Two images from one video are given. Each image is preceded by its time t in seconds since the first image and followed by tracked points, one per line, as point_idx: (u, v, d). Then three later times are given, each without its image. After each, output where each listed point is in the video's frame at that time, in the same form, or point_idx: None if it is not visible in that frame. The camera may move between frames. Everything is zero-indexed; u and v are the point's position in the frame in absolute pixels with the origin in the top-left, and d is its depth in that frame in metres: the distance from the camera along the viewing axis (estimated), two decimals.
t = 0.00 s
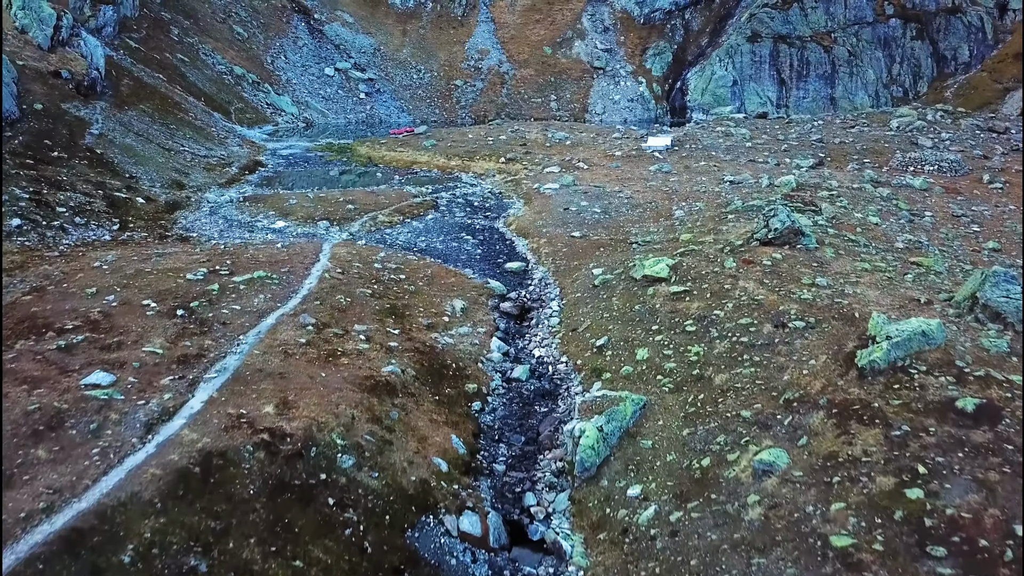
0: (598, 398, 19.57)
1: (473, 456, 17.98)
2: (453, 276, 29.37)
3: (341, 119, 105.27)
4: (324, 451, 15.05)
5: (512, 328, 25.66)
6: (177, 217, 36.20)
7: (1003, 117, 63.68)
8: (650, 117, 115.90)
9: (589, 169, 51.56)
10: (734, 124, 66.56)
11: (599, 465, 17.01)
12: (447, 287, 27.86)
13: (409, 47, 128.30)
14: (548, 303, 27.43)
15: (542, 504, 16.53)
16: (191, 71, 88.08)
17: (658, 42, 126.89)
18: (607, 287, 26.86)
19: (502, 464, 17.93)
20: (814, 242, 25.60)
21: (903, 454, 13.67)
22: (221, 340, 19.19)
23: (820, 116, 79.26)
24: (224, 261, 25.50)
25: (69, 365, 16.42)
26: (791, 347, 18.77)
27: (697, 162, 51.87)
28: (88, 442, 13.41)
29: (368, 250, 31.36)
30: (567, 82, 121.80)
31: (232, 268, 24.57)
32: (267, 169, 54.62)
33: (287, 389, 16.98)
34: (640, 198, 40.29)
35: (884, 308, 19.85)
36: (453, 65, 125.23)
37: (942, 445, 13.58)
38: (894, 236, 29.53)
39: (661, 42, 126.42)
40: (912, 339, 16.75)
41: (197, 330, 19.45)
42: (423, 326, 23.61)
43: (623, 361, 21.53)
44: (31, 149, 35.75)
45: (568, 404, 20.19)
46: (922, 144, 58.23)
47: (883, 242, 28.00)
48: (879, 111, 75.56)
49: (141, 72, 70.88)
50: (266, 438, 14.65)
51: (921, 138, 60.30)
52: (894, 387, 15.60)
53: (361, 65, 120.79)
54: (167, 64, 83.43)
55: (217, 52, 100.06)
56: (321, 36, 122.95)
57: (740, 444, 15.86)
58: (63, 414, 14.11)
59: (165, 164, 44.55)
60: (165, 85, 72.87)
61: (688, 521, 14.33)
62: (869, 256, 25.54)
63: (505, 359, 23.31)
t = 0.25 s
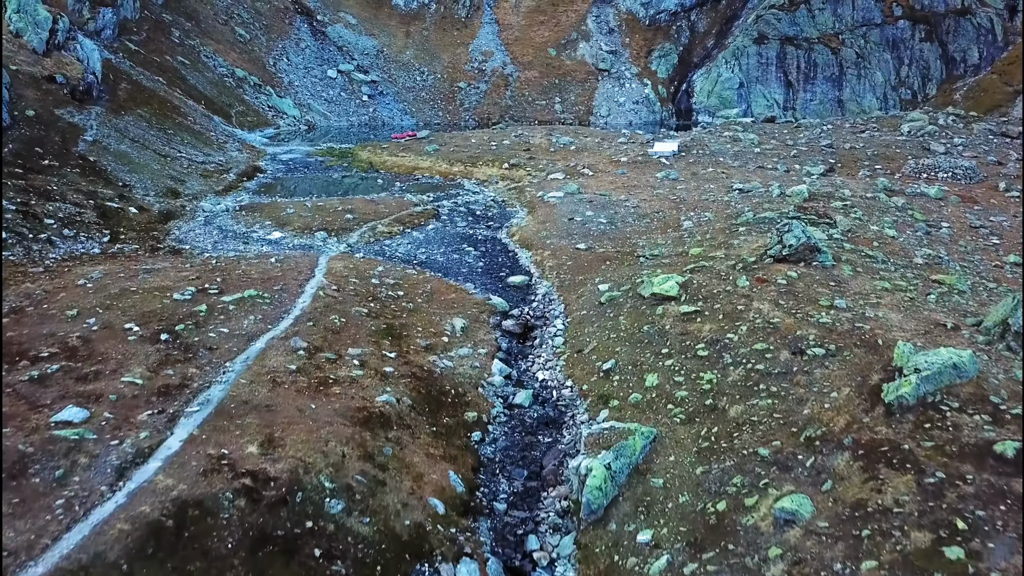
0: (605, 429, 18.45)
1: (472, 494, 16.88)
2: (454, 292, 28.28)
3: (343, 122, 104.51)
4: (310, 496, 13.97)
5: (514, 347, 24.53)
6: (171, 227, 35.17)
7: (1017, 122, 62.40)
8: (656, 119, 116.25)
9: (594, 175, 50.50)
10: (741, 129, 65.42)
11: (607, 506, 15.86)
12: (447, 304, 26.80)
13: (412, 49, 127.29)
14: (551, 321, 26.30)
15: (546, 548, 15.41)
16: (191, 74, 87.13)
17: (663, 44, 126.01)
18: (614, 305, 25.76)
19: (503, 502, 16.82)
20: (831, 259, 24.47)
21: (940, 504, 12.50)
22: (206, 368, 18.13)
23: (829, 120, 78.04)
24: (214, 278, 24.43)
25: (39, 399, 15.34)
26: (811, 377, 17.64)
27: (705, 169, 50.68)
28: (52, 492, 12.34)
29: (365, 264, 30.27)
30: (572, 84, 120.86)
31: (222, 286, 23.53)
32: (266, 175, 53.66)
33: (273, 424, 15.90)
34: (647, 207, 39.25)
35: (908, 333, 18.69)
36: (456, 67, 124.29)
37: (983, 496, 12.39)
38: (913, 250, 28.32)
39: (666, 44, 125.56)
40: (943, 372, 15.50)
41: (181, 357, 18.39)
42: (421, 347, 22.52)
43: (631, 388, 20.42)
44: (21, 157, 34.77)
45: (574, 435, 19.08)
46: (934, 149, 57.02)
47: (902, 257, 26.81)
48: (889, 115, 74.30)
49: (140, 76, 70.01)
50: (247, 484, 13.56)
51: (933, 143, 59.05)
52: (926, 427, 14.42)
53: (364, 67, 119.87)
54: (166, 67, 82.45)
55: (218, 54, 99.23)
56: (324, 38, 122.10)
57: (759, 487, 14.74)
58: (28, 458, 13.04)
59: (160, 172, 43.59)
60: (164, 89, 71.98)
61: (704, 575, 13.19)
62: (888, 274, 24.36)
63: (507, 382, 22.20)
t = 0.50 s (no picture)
0: (613, 464, 17.34)
1: (470, 536, 15.75)
2: (454, 309, 27.20)
3: (345, 125, 103.69)
4: (293, 549, 12.91)
5: (517, 369, 23.41)
6: (164, 238, 34.17)
7: None
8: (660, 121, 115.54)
9: (599, 182, 49.46)
10: (749, 133, 64.28)
11: (615, 553, 14.65)
12: (447, 321, 25.74)
13: (415, 50, 126.35)
14: (556, 340, 25.20)
15: None
16: (192, 76, 86.26)
17: (669, 45, 125.08)
18: (622, 323, 24.66)
19: (504, 546, 15.72)
20: (849, 277, 23.36)
21: (981, 566, 11.41)
22: (189, 399, 17.07)
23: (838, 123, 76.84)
24: (203, 297, 23.39)
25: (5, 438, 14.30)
26: (833, 411, 16.52)
27: (712, 177, 49.59)
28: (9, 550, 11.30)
29: (363, 278, 29.22)
30: (576, 86, 119.94)
31: (211, 306, 22.47)
32: (265, 181, 52.70)
33: (256, 464, 14.84)
34: (654, 217, 38.18)
35: (936, 362, 17.56)
36: (460, 69, 123.31)
37: None
38: (933, 266, 27.14)
39: (672, 46, 124.63)
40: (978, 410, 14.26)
41: (163, 386, 17.36)
42: (419, 371, 21.43)
43: (640, 417, 19.32)
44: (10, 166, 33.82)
45: (580, 470, 17.99)
46: (947, 155, 55.77)
47: (922, 274, 25.64)
48: (898, 119, 73.05)
49: (139, 79, 69.15)
50: (224, 536, 12.49)
51: (946, 148, 57.79)
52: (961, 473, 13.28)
53: (367, 68, 118.94)
54: (167, 70, 81.60)
55: (220, 56, 98.36)
56: (327, 39, 121.23)
57: (780, 536, 13.64)
58: None
59: (156, 179, 42.65)
60: (164, 92, 71.10)
61: None
62: (909, 294, 23.19)
63: (510, 408, 21.10)
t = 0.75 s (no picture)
0: (622, 504, 16.24)
1: None
2: (454, 326, 26.14)
3: (348, 128, 102.80)
4: None
5: (520, 393, 22.32)
6: (156, 250, 33.20)
7: None
8: (667, 123, 113.75)
9: (604, 189, 48.37)
10: (757, 138, 63.09)
11: None
12: (447, 340, 24.65)
13: (419, 52, 125.37)
14: (561, 361, 24.10)
15: None
16: (193, 79, 85.41)
17: (674, 47, 124.10)
18: (629, 344, 23.56)
19: None
20: (868, 297, 22.21)
21: None
22: (169, 434, 16.00)
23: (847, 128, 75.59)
24: (191, 317, 22.38)
25: None
26: (858, 450, 15.38)
27: (720, 184, 48.49)
28: None
29: (360, 294, 28.18)
30: (581, 89, 118.96)
31: (198, 327, 21.45)
32: (264, 188, 51.75)
33: (238, 510, 13.79)
34: (661, 228, 37.06)
35: (968, 394, 16.37)
36: (463, 71, 122.28)
37: None
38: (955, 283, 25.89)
39: (677, 47, 123.65)
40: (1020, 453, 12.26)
41: (142, 419, 16.32)
42: (416, 398, 20.36)
43: (650, 450, 18.20)
44: None
45: (587, 508, 16.88)
46: (961, 161, 54.46)
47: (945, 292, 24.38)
48: (909, 123, 71.75)
49: (138, 83, 68.29)
50: None
51: (959, 154, 56.42)
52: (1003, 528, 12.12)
53: (370, 70, 118.02)
54: (167, 72, 80.76)
55: (221, 58, 97.52)
56: (330, 41, 120.35)
57: None
58: None
59: (151, 187, 41.71)
60: (163, 96, 70.22)
61: None
62: (933, 314, 21.95)
63: (512, 437, 19.98)
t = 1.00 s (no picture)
0: (633, 550, 15.11)
1: None
2: (454, 345, 25.05)
3: (351, 131, 101.93)
4: None
5: (523, 419, 21.21)
6: (148, 262, 32.20)
7: None
8: (672, 126, 114.02)
9: (611, 196, 47.39)
10: (766, 142, 62.00)
11: None
12: (447, 360, 23.59)
13: (422, 54, 124.38)
14: (565, 383, 22.98)
15: None
16: (193, 82, 84.45)
17: (680, 49, 123.14)
18: (637, 367, 22.47)
19: None
20: (891, 320, 21.03)
21: None
22: (147, 473, 14.95)
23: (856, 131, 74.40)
24: (178, 338, 21.33)
25: None
26: (888, 496, 14.22)
27: (729, 191, 47.38)
28: None
29: (357, 310, 27.13)
30: (586, 91, 117.94)
31: (185, 350, 20.40)
32: (263, 194, 50.80)
33: (216, 564, 12.72)
34: (669, 238, 36.03)
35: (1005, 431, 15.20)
36: (468, 73, 121.30)
37: None
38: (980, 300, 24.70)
39: (683, 49, 122.71)
40: None
41: (118, 457, 15.27)
42: (413, 426, 19.28)
43: (661, 486, 17.08)
44: None
45: (595, 551, 15.76)
46: (975, 166, 53.31)
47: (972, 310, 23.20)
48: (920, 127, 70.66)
49: (138, 86, 67.37)
50: None
51: (973, 159, 55.23)
52: None
53: (373, 72, 117.08)
54: (167, 75, 79.84)
55: (223, 60, 96.61)
56: (333, 43, 119.49)
57: None
58: None
59: (146, 195, 40.73)
60: (163, 99, 69.29)
61: None
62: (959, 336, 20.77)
63: (514, 468, 18.87)
